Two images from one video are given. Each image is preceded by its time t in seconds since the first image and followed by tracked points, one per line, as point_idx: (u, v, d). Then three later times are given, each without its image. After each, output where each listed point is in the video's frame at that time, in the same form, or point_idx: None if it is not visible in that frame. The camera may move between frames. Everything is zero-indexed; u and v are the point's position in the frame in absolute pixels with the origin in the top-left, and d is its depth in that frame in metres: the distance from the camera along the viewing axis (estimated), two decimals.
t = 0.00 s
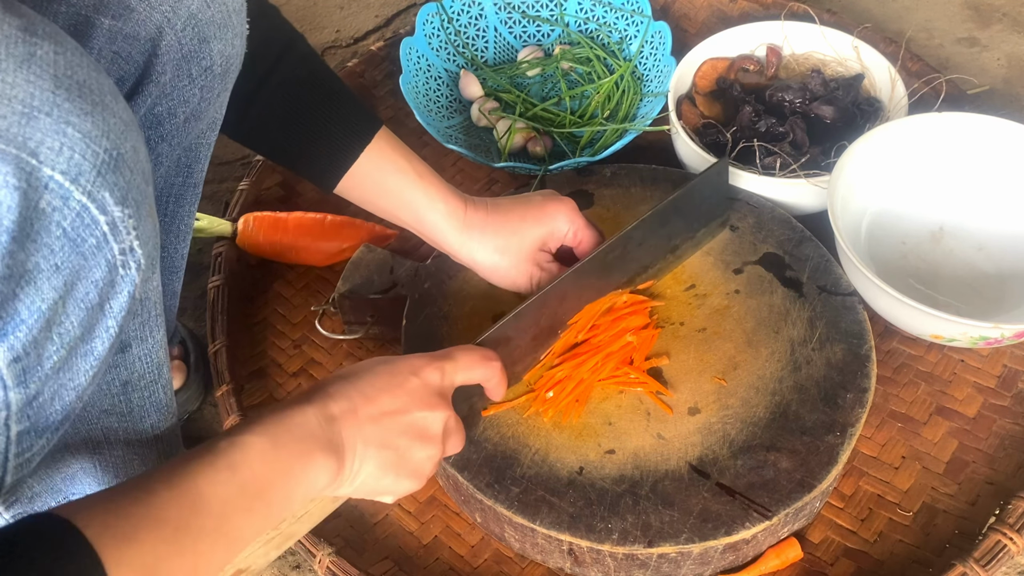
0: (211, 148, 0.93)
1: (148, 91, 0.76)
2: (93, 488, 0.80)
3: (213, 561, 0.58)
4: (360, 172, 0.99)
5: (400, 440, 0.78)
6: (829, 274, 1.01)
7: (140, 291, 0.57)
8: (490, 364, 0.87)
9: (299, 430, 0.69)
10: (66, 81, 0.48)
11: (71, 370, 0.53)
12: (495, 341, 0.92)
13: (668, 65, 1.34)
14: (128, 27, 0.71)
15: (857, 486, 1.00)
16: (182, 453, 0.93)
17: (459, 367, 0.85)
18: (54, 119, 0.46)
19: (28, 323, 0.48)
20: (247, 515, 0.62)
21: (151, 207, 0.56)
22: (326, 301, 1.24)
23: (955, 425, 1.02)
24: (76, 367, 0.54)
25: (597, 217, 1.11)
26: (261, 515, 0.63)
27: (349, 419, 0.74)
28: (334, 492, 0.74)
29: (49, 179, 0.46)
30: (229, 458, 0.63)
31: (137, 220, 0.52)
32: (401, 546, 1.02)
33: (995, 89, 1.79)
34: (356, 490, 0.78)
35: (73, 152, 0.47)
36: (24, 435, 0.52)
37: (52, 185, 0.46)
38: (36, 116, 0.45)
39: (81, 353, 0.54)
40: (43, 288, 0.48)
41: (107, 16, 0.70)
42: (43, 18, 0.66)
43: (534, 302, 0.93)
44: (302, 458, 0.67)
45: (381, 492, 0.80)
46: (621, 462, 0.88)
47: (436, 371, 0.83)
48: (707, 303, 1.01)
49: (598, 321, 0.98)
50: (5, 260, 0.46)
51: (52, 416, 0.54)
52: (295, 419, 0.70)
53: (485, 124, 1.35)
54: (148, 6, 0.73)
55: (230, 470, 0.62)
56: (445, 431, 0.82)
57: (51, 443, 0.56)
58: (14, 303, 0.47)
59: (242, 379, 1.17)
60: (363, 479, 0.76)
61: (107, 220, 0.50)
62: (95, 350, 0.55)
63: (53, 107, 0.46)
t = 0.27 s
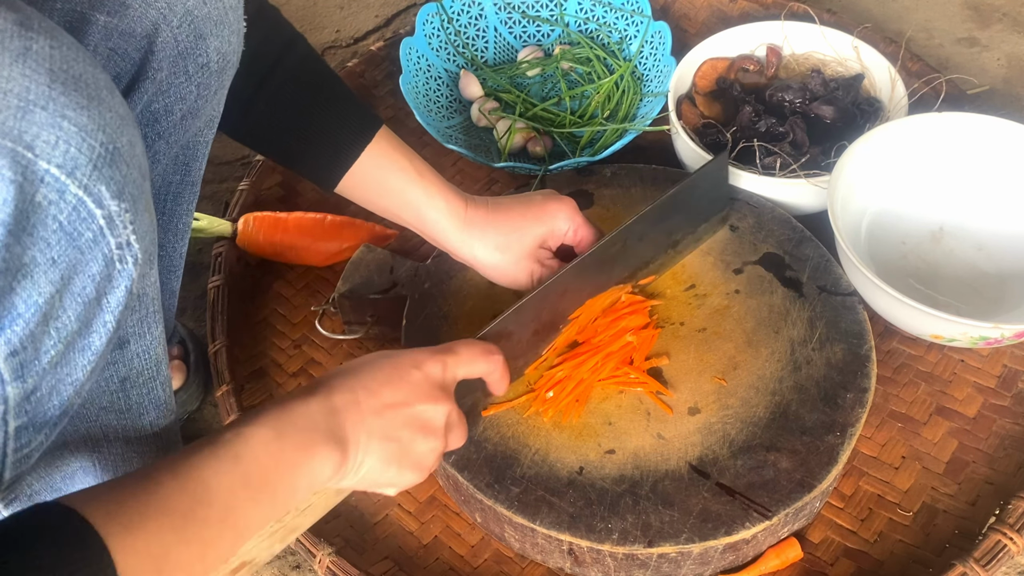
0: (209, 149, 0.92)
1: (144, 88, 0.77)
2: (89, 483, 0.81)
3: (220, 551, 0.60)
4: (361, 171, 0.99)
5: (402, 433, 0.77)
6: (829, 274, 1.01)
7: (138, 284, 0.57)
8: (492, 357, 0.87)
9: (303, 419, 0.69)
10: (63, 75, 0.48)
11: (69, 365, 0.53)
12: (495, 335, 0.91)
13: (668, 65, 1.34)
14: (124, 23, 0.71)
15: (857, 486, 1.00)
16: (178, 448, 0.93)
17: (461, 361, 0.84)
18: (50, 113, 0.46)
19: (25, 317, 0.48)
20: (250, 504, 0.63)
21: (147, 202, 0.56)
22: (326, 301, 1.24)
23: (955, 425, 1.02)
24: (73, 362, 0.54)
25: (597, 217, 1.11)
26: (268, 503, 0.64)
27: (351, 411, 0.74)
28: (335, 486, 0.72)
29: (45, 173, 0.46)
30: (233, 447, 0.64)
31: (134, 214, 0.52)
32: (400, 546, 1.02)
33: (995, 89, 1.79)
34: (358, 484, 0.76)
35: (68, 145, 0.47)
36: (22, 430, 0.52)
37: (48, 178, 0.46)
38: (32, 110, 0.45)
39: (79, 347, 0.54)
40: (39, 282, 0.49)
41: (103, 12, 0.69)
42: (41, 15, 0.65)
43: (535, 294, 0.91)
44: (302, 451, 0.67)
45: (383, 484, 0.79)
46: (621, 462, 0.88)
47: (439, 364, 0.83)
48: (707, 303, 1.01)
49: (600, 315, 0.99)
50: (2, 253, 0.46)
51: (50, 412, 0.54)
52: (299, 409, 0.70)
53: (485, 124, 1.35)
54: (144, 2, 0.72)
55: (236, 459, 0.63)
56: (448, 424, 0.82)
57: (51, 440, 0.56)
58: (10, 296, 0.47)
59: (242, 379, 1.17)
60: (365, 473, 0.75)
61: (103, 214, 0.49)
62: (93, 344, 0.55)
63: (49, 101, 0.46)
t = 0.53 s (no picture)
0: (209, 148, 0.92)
1: (143, 86, 0.77)
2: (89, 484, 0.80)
3: (217, 554, 0.59)
4: (360, 174, 0.99)
5: (400, 438, 0.76)
6: (829, 274, 1.01)
7: (136, 283, 0.57)
8: (488, 361, 0.88)
9: (300, 424, 0.68)
10: (62, 73, 0.48)
11: (67, 363, 0.53)
12: (493, 338, 0.92)
13: (668, 65, 1.34)
14: (123, 21, 0.72)
15: (857, 486, 1.00)
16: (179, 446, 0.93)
17: (457, 366, 0.85)
18: (49, 110, 0.46)
19: (24, 314, 0.48)
20: (252, 511, 0.61)
21: (147, 200, 0.56)
22: (326, 300, 1.24)
23: (955, 426, 1.02)
24: (73, 359, 0.54)
25: (596, 217, 1.11)
26: (265, 507, 0.62)
27: (350, 417, 0.73)
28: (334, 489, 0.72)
29: (45, 170, 0.46)
30: (228, 454, 0.62)
31: (133, 213, 0.52)
32: (400, 546, 1.02)
33: (995, 89, 1.79)
34: (354, 489, 0.76)
35: (68, 142, 0.47)
36: (20, 428, 0.51)
37: (47, 175, 0.46)
38: (32, 106, 0.46)
39: (78, 346, 0.54)
40: (39, 279, 0.48)
41: (102, 10, 0.70)
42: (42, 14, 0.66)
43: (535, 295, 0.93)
44: (301, 455, 0.66)
45: (379, 489, 0.78)
46: (621, 462, 0.88)
47: (435, 368, 0.82)
48: (707, 303, 1.01)
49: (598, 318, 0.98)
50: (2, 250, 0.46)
51: (48, 410, 0.53)
52: (296, 415, 0.68)
53: (485, 124, 1.35)
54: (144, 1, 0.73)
55: (234, 463, 0.62)
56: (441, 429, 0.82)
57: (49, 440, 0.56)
58: (10, 293, 0.47)
59: (242, 379, 1.17)
60: (362, 478, 0.75)
61: (102, 211, 0.49)
62: (92, 343, 0.55)
63: (48, 98, 0.47)
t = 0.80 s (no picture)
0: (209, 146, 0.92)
1: (144, 82, 0.77)
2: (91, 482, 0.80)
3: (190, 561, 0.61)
4: (359, 171, 0.99)
5: (381, 440, 0.76)
6: (829, 274, 1.01)
7: (138, 283, 0.57)
8: (472, 361, 0.86)
9: (277, 427, 0.69)
10: (66, 74, 0.48)
11: (69, 362, 0.53)
12: (479, 337, 0.92)
13: (668, 65, 1.34)
14: (124, 17, 0.72)
15: (857, 486, 1.00)
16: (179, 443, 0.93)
17: (440, 365, 0.84)
18: (53, 111, 0.46)
19: (26, 314, 0.48)
20: (225, 513, 0.63)
21: (149, 200, 0.56)
22: (326, 300, 1.24)
23: (955, 425, 1.02)
24: (74, 359, 0.54)
25: (597, 216, 1.11)
26: (238, 516, 0.64)
27: (327, 417, 0.73)
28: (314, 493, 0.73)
29: (48, 170, 0.46)
30: (204, 458, 0.64)
31: (135, 213, 0.53)
32: (400, 546, 1.02)
33: (995, 89, 1.79)
34: (336, 492, 0.76)
35: (72, 143, 0.47)
36: (21, 428, 0.51)
37: (51, 176, 0.46)
38: (36, 108, 0.45)
39: (80, 345, 0.54)
40: (41, 279, 0.49)
41: (103, 6, 0.71)
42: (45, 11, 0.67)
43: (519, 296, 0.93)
44: (278, 459, 0.67)
45: (361, 492, 0.77)
46: (621, 462, 0.88)
47: (417, 368, 0.82)
48: (707, 303, 1.01)
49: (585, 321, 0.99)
50: (4, 250, 0.46)
51: (50, 410, 0.54)
52: (274, 417, 0.70)
53: (486, 124, 1.35)
54: None
55: (207, 469, 0.63)
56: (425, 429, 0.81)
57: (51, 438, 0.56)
58: (12, 293, 0.47)
59: (242, 379, 1.17)
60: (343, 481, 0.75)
61: (105, 212, 0.50)
62: (93, 342, 0.55)
63: (52, 99, 0.46)
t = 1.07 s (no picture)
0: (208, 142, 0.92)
1: (143, 77, 0.76)
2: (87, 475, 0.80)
3: (153, 557, 0.60)
4: (357, 170, 0.99)
5: (361, 430, 0.77)
6: (829, 274, 1.01)
7: (139, 282, 0.57)
8: (456, 349, 0.87)
9: (252, 421, 0.69)
10: (67, 71, 0.48)
11: (70, 360, 0.54)
12: (464, 326, 0.93)
13: (668, 65, 1.34)
14: (123, 12, 0.72)
15: (857, 486, 0.99)
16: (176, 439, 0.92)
17: (422, 354, 0.85)
18: (55, 108, 0.46)
19: (29, 311, 0.48)
20: (195, 513, 0.63)
21: (150, 197, 0.56)
22: (326, 300, 1.24)
23: (955, 425, 1.02)
24: (76, 357, 0.54)
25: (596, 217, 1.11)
26: (211, 510, 0.64)
27: (305, 409, 0.74)
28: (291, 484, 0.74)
29: (50, 167, 0.46)
30: (176, 456, 0.63)
31: (137, 210, 0.53)
32: (400, 546, 1.02)
33: (995, 89, 1.79)
34: (320, 481, 0.78)
35: (74, 140, 0.47)
36: (23, 426, 0.52)
37: (52, 173, 0.46)
38: (38, 104, 0.45)
39: (82, 343, 0.54)
40: (44, 275, 0.48)
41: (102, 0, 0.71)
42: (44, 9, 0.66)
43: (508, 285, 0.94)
44: (251, 453, 0.67)
45: (342, 481, 0.79)
46: (621, 462, 0.88)
47: (399, 358, 0.83)
48: (707, 303, 1.01)
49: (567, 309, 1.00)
50: (5, 246, 0.46)
51: (51, 408, 0.54)
52: (250, 410, 0.70)
53: (486, 124, 1.35)
54: None
55: (175, 466, 0.63)
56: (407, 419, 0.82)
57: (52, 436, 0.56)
58: (14, 290, 0.47)
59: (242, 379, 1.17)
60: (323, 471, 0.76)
61: (107, 209, 0.50)
62: (95, 340, 0.55)
63: (54, 96, 0.46)
